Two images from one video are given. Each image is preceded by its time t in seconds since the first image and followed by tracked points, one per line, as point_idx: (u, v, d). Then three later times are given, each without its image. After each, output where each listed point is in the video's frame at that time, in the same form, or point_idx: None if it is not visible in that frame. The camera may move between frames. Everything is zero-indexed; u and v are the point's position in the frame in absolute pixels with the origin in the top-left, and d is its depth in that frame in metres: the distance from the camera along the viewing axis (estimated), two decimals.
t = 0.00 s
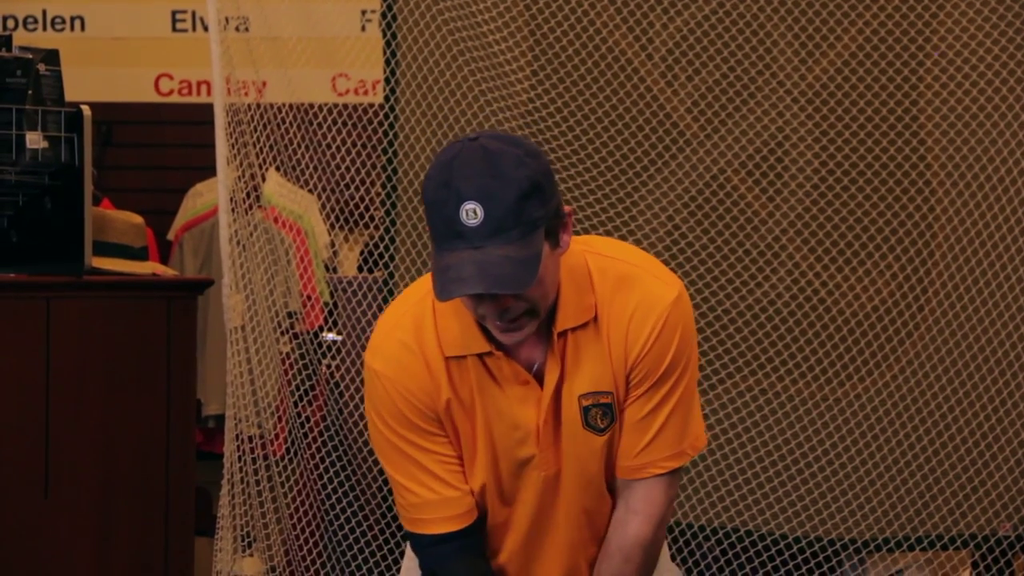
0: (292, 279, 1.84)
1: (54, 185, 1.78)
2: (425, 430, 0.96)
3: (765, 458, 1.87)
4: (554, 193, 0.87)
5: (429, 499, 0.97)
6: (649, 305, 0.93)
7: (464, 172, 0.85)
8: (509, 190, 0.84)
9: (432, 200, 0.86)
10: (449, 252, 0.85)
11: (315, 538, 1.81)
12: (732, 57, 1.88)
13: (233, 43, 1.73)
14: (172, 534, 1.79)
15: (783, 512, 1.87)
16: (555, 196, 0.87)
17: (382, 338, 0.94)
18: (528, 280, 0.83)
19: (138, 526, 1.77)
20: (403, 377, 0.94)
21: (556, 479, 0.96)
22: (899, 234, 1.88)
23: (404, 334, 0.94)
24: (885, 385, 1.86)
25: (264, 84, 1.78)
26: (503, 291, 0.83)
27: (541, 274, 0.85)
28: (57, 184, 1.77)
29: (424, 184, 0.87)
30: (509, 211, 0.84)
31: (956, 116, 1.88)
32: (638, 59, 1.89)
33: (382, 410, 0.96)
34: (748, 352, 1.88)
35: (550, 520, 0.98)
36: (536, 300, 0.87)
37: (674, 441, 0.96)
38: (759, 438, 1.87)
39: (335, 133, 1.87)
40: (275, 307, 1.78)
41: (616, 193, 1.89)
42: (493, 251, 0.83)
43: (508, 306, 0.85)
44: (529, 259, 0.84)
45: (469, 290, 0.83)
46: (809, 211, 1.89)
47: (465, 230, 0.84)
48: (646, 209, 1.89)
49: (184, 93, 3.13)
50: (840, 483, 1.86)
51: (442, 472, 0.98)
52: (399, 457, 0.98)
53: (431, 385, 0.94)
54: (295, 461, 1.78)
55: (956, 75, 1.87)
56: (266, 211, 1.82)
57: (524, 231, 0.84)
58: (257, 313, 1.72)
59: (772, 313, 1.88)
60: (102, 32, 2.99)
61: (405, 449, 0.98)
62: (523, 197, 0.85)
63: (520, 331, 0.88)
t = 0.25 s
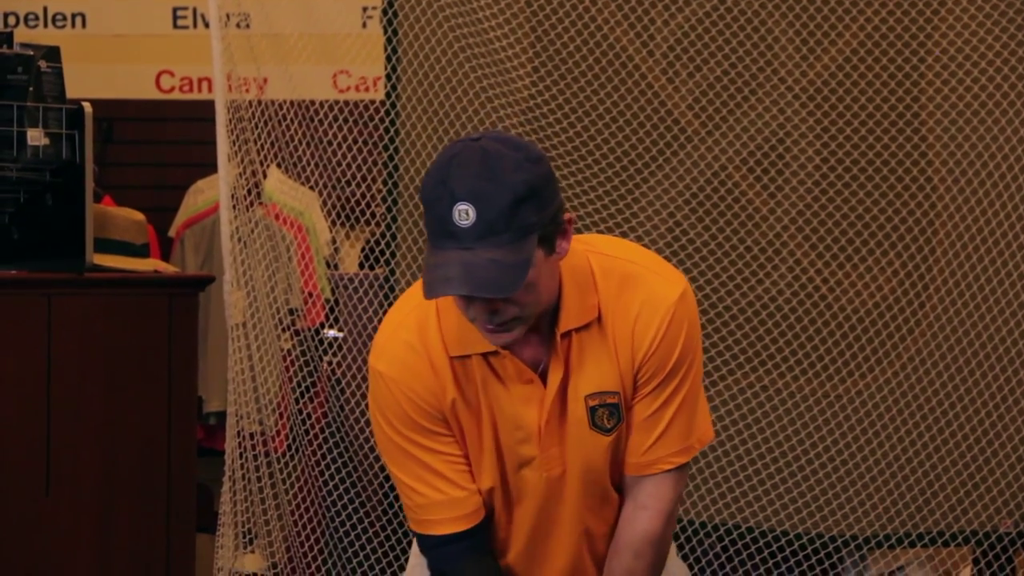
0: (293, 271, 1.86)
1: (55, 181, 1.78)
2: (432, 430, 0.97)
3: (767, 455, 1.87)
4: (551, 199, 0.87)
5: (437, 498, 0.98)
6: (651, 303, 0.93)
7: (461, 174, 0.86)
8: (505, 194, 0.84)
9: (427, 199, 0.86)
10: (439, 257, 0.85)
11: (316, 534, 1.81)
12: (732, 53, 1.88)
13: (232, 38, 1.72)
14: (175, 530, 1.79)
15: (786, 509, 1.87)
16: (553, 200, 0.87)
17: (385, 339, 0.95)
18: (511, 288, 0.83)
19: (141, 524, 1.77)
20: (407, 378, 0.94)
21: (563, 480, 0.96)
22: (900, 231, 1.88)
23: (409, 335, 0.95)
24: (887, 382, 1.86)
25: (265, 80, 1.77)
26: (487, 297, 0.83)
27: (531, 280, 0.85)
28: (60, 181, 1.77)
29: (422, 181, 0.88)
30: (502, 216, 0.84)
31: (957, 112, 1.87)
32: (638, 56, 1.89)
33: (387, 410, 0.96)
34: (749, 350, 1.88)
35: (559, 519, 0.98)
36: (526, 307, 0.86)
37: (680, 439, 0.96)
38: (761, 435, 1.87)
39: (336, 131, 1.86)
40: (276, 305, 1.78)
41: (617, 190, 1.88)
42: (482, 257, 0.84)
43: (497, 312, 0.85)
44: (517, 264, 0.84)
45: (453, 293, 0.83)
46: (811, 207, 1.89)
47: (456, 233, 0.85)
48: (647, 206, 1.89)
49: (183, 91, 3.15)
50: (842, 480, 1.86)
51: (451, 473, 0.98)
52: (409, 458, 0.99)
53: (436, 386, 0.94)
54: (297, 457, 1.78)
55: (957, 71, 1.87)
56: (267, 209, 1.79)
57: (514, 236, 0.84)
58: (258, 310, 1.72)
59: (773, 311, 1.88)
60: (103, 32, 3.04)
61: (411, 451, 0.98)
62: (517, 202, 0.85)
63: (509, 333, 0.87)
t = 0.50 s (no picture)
0: (325, 271, 2.14)
1: (128, 195, 2.09)
2: (449, 415, 1.29)
3: (742, 428, 2.10)
4: (518, 216, 1.17)
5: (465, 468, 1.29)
6: (615, 293, 1.26)
7: (448, 191, 1.17)
8: (479, 210, 1.15)
9: (422, 209, 1.18)
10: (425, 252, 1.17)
11: (349, 494, 2.12)
12: (705, 67, 2.10)
13: (274, 74, 2.04)
14: (232, 486, 2.13)
15: (761, 475, 2.10)
16: (518, 220, 1.17)
17: (406, 348, 1.29)
18: (469, 285, 1.12)
19: (201, 480, 2.10)
20: (425, 375, 1.27)
21: (560, 438, 1.27)
22: (860, 228, 2.09)
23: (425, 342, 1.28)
24: (844, 363, 2.09)
25: (304, 108, 2.09)
26: (451, 290, 1.13)
27: (492, 281, 1.15)
28: (130, 194, 2.08)
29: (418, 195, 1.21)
30: (474, 228, 1.15)
31: (912, 118, 2.07)
32: (623, 73, 2.11)
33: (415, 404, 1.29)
34: (726, 336, 2.10)
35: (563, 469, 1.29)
36: (493, 305, 1.19)
37: (655, 393, 1.27)
38: (737, 413, 2.11)
39: (366, 154, 2.15)
40: (314, 299, 2.10)
41: (604, 196, 2.12)
42: (453, 258, 1.14)
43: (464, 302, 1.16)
44: (483, 266, 1.14)
45: (430, 285, 1.13)
46: (778, 207, 2.10)
47: (439, 235, 1.16)
48: (630, 210, 2.12)
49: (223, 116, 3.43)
50: (808, 449, 2.09)
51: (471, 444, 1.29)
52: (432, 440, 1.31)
53: (447, 378, 1.27)
54: (332, 429, 2.10)
55: (908, 83, 2.07)
56: (306, 218, 2.10)
57: (481, 245, 1.14)
58: (299, 304, 2.08)
59: (746, 301, 2.10)
60: (174, 65, 3.42)
61: (434, 435, 1.31)
62: (491, 216, 1.15)
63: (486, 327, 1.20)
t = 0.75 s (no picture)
0: (368, 249, 2.67)
1: (215, 188, 2.72)
2: (431, 353, 1.80)
3: (694, 378, 2.60)
4: (491, 201, 1.67)
5: (445, 394, 1.79)
6: (570, 269, 1.77)
7: (441, 178, 1.68)
8: (462, 193, 1.65)
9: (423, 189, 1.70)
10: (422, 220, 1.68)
11: (387, 424, 2.68)
12: (667, 75, 2.55)
13: (327, 95, 2.65)
14: (292, 408, 2.86)
15: (706, 413, 2.61)
16: (489, 203, 1.66)
17: (407, 297, 1.80)
18: (447, 247, 1.63)
19: (269, 404, 2.82)
20: (416, 321, 1.79)
21: (519, 375, 1.79)
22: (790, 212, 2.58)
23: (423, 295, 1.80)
24: (776, 319, 2.60)
25: (350, 121, 2.68)
26: (436, 248, 1.64)
27: (466, 245, 1.65)
28: (217, 188, 2.71)
29: (419, 178, 1.73)
30: (456, 205, 1.64)
31: (825, 124, 2.57)
32: (600, 78, 2.55)
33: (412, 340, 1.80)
34: (683, 304, 2.59)
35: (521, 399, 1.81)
36: (468, 268, 1.69)
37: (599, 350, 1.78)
38: (689, 366, 2.59)
39: (399, 152, 2.65)
40: (359, 270, 2.67)
41: (583, 181, 2.56)
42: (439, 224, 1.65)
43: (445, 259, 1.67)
44: (460, 234, 1.63)
45: (420, 244, 1.65)
46: (725, 193, 2.58)
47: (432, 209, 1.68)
48: (603, 194, 2.57)
49: (286, 127, 4.02)
50: (746, 393, 2.60)
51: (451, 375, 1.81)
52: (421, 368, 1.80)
53: (428, 323, 1.79)
54: (374, 371, 2.68)
55: (822, 96, 2.56)
56: (353, 206, 2.66)
57: (460, 218, 1.64)
58: (347, 274, 2.67)
59: (698, 275, 2.59)
60: (240, 86, 3.97)
61: (418, 368, 1.80)
62: (470, 199, 1.65)
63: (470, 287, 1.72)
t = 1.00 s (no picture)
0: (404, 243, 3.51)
1: (289, 197, 3.63)
2: (420, 291, 2.39)
3: (652, 340, 3.41)
4: (487, 197, 2.15)
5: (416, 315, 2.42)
6: (520, 279, 2.17)
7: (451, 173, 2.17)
8: (465, 189, 2.13)
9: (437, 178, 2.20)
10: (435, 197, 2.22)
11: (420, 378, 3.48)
12: (633, 112, 3.36)
13: (376, 126, 3.41)
14: (345, 366, 3.74)
15: (662, 367, 3.41)
16: (485, 202, 2.15)
17: (422, 253, 2.38)
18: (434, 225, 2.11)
19: (327, 363, 3.69)
20: (422, 266, 2.39)
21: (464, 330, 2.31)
22: (726, 214, 3.39)
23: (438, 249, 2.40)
24: (718, 298, 3.40)
25: (390, 146, 3.45)
26: (438, 230, 2.12)
27: (463, 230, 2.14)
28: (291, 196, 3.62)
29: (436, 173, 2.22)
30: (459, 198, 2.12)
31: (755, 150, 3.37)
32: (583, 114, 3.36)
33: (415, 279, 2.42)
34: (645, 285, 3.39)
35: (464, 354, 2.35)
36: (464, 247, 2.17)
37: (506, 344, 2.14)
38: (648, 329, 3.41)
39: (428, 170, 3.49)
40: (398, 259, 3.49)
41: (569, 192, 3.36)
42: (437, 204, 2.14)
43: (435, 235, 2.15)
44: (458, 221, 2.12)
45: (427, 225, 2.12)
46: (678, 201, 3.37)
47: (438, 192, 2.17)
48: (585, 202, 3.37)
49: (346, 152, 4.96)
50: (692, 353, 3.40)
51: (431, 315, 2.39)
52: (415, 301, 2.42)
53: (428, 271, 2.38)
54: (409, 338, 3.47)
55: (752, 128, 3.36)
56: (393, 211, 3.44)
57: (457, 207, 2.12)
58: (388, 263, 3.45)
59: (657, 263, 3.39)
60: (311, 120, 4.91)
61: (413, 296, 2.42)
62: (469, 194, 2.13)
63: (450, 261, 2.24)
